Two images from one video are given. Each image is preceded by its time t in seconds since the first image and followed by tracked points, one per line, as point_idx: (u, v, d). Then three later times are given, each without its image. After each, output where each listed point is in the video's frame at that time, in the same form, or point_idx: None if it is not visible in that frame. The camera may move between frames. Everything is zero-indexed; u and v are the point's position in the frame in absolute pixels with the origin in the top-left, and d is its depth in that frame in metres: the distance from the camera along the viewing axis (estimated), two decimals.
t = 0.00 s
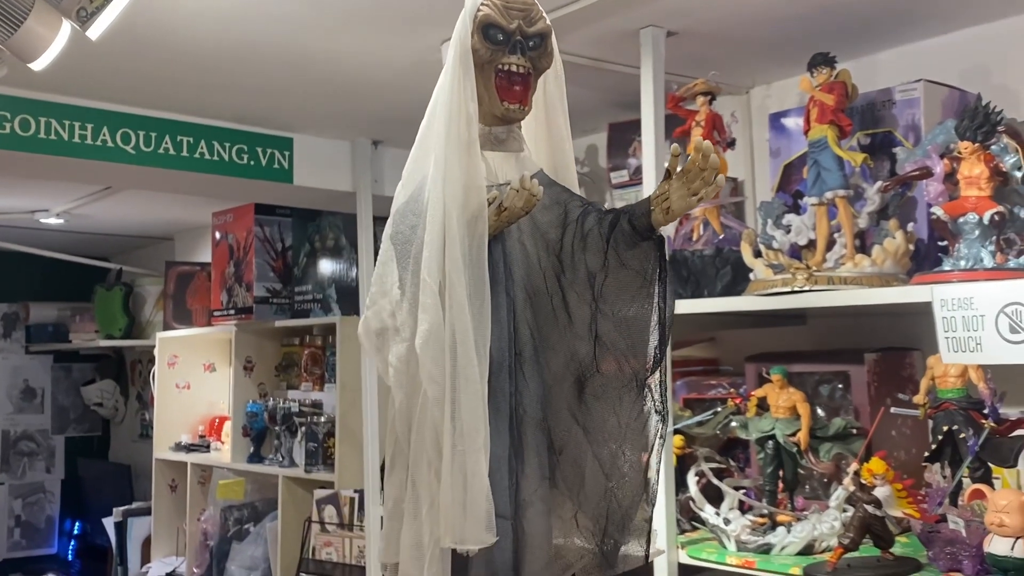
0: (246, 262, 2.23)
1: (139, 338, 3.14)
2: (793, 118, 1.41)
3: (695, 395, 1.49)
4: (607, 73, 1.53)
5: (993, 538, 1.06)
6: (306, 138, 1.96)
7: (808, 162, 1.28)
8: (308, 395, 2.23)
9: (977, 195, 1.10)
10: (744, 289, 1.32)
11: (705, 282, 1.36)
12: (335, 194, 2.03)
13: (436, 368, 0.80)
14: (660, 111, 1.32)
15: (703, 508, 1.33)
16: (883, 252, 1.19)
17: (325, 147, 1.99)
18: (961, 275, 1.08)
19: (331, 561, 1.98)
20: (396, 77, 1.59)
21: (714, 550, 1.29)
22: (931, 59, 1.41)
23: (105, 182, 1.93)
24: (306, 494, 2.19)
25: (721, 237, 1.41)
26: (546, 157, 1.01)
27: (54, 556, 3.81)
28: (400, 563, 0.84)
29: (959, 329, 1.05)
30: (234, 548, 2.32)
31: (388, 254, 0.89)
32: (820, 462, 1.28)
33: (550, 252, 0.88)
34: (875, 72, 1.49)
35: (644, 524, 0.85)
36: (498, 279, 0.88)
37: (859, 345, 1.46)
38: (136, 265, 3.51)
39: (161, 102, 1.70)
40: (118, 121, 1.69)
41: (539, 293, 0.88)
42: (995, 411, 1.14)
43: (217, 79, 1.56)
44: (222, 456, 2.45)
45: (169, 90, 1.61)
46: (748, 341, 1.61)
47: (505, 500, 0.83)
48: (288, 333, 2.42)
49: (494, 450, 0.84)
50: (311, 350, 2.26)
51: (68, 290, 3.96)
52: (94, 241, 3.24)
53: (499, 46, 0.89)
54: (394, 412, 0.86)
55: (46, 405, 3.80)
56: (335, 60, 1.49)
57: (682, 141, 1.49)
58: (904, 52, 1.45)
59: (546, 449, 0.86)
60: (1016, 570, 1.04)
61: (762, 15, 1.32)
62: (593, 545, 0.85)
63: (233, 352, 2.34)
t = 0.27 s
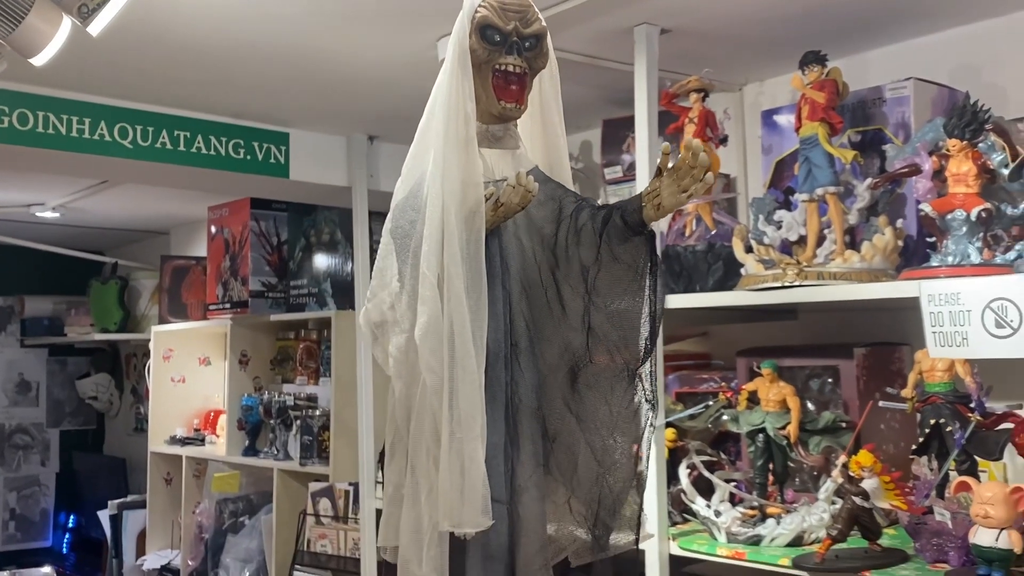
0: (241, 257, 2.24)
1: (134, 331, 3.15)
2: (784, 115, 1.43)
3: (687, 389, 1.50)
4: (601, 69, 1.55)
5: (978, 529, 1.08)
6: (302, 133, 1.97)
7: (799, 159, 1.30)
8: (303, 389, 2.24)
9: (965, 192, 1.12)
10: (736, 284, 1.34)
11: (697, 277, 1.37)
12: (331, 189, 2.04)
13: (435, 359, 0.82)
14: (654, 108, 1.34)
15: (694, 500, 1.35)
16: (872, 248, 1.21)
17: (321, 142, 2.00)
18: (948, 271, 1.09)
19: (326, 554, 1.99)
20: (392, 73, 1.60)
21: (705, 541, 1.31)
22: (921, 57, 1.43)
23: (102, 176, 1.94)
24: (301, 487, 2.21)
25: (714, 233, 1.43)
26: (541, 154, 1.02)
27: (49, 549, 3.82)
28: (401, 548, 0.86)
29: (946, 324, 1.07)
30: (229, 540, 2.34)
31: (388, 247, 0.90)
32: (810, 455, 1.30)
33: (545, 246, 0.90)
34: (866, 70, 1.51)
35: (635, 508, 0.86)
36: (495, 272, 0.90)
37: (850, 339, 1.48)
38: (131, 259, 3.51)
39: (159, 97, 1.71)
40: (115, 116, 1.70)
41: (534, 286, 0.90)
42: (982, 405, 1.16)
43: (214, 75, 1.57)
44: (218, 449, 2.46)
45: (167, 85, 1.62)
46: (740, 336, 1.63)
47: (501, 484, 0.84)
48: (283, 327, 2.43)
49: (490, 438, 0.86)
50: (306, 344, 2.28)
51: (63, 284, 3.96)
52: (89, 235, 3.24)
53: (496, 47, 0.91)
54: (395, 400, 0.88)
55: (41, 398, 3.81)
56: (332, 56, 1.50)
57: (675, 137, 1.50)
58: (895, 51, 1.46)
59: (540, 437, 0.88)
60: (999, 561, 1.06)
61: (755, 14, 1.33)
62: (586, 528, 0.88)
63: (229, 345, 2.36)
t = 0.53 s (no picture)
0: (234, 252, 2.26)
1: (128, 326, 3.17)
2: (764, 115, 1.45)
3: (669, 382, 1.54)
4: (585, 70, 1.57)
5: (945, 520, 1.11)
6: (293, 131, 2.00)
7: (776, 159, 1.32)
8: (295, 383, 2.27)
9: (935, 192, 1.15)
10: (714, 281, 1.37)
11: (677, 273, 1.39)
12: (321, 185, 2.07)
13: (399, 352, 0.89)
14: (635, 108, 1.37)
15: (674, 492, 1.38)
16: (846, 246, 1.23)
17: (312, 140, 2.03)
18: (918, 269, 1.11)
19: (317, 546, 2.00)
20: (381, 73, 1.63)
21: (683, 532, 1.34)
22: (898, 59, 1.46)
23: (95, 172, 1.97)
24: (292, 479, 2.23)
25: (694, 230, 1.47)
26: (502, 157, 1.10)
27: (44, 542, 3.85)
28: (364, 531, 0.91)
29: (914, 321, 1.10)
30: (222, 532, 2.37)
31: (357, 246, 0.98)
32: (786, 448, 1.34)
33: (506, 246, 0.99)
34: (845, 71, 1.54)
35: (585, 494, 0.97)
36: (458, 270, 0.98)
37: (827, 335, 1.51)
38: (126, 254, 3.54)
39: (151, 96, 1.74)
40: (108, 114, 1.73)
41: (494, 284, 0.99)
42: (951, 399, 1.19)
43: (205, 73, 1.60)
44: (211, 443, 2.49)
45: (158, 84, 1.65)
46: (722, 332, 1.66)
47: (460, 471, 0.94)
48: (275, 322, 2.46)
49: (452, 424, 0.94)
50: (298, 339, 2.31)
51: (58, 279, 3.99)
52: (84, 231, 3.27)
53: (458, 57, 0.98)
54: (361, 391, 0.94)
55: (36, 392, 3.83)
56: (320, 56, 1.52)
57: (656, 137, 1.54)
58: (873, 53, 1.49)
59: (499, 424, 0.97)
60: (965, 550, 1.09)
61: (733, 16, 1.36)
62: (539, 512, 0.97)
63: (222, 340, 2.38)
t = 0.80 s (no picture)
0: (227, 249, 2.30)
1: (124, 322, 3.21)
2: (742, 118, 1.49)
3: (651, 378, 1.58)
4: (568, 72, 1.61)
5: (909, 511, 1.15)
6: (285, 130, 2.04)
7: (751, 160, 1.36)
8: (287, 378, 2.30)
9: (902, 194, 1.18)
10: (692, 279, 1.41)
11: (656, 272, 1.43)
12: (313, 184, 2.10)
13: (361, 350, 0.97)
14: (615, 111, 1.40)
15: (652, 484, 1.42)
16: (818, 246, 1.27)
17: (303, 139, 2.06)
18: (886, 268, 1.15)
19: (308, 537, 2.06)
20: (369, 75, 1.66)
21: (660, 523, 1.38)
22: (873, 63, 1.50)
23: (90, 171, 2.00)
24: (284, 473, 2.27)
25: (673, 229, 1.51)
26: (463, 163, 1.19)
27: (41, 536, 3.89)
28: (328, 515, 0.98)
29: (880, 319, 1.14)
30: (215, 525, 2.40)
31: (323, 247, 1.02)
32: (759, 441, 1.37)
33: (464, 249, 1.09)
34: (822, 74, 1.57)
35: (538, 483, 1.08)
36: (419, 270, 1.08)
37: (804, 332, 1.54)
38: (123, 251, 3.57)
39: (144, 96, 1.77)
40: (103, 114, 1.76)
41: (454, 284, 1.09)
42: (916, 394, 1.23)
43: (196, 75, 1.63)
44: (205, 437, 2.53)
45: (152, 85, 1.68)
46: (703, 329, 1.70)
47: (420, 459, 1.03)
48: (269, 318, 2.49)
49: (412, 414, 1.04)
50: (291, 335, 2.35)
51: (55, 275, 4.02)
52: (80, 227, 3.30)
53: (419, 73, 1.06)
54: (325, 384, 1.01)
55: (33, 387, 3.87)
56: (310, 58, 1.56)
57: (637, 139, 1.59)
58: (849, 56, 1.53)
59: (457, 415, 1.07)
60: (928, 540, 1.13)
61: (711, 21, 1.39)
62: (494, 495, 1.07)
63: (216, 336, 2.42)
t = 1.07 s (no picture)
0: (225, 243, 2.33)
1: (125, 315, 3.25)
2: (725, 116, 1.53)
3: (639, 369, 1.61)
4: (557, 70, 1.64)
5: (882, 497, 1.19)
6: (282, 126, 2.07)
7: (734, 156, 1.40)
8: (285, 369, 2.34)
9: (878, 189, 1.22)
10: (677, 273, 1.45)
11: (642, 265, 1.47)
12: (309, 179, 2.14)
13: (344, 335, 1.02)
14: (601, 108, 1.44)
15: (637, 472, 1.45)
16: (797, 240, 1.31)
17: (300, 135, 2.10)
18: (861, 261, 1.19)
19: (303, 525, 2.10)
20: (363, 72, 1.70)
21: (645, 509, 1.42)
22: (854, 61, 1.53)
23: (89, 166, 2.04)
24: (281, 462, 2.31)
25: (658, 224, 1.54)
26: (441, 161, 1.24)
27: (43, 526, 3.93)
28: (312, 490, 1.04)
29: (854, 310, 1.17)
30: (214, 514, 2.45)
31: (307, 239, 1.09)
32: (742, 430, 1.42)
33: (440, 240, 1.15)
34: (806, 72, 1.61)
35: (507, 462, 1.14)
36: (397, 261, 1.14)
37: (787, 323, 1.58)
38: (123, 244, 3.61)
39: (142, 93, 1.81)
40: (102, 110, 1.80)
41: (431, 274, 1.14)
42: (891, 384, 1.26)
43: (194, 73, 1.67)
44: (204, 428, 2.57)
45: (150, 82, 1.72)
46: (689, 321, 1.74)
47: (398, 437, 1.09)
48: (267, 311, 2.53)
49: (390, 398, 1.09)
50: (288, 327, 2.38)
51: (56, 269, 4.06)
52: (81, 221, 3.34)
53: (396, 75, 1.10)
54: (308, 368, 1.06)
55: (34, 379, 3.91)
56: (305, 56, 1.59)
57: (625, 136, 1.63)
58: (832, 54, 1.56)
59: (433, 398, 1.12)
60: (900, 525, 1.16)
61: (695, 21, 1.43)
62: (467, 472, 1.13)
63: (215, 328, 2.46)
